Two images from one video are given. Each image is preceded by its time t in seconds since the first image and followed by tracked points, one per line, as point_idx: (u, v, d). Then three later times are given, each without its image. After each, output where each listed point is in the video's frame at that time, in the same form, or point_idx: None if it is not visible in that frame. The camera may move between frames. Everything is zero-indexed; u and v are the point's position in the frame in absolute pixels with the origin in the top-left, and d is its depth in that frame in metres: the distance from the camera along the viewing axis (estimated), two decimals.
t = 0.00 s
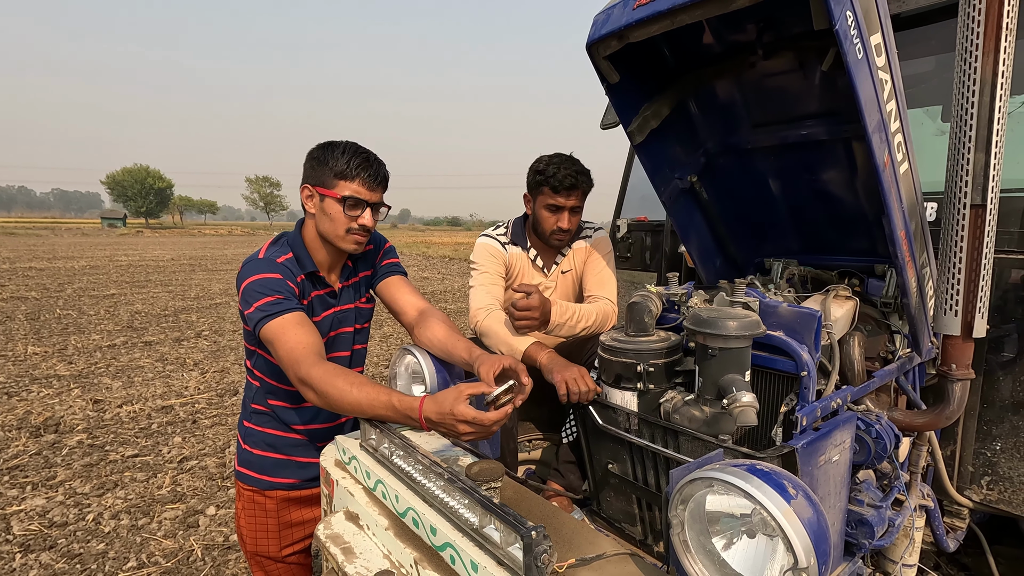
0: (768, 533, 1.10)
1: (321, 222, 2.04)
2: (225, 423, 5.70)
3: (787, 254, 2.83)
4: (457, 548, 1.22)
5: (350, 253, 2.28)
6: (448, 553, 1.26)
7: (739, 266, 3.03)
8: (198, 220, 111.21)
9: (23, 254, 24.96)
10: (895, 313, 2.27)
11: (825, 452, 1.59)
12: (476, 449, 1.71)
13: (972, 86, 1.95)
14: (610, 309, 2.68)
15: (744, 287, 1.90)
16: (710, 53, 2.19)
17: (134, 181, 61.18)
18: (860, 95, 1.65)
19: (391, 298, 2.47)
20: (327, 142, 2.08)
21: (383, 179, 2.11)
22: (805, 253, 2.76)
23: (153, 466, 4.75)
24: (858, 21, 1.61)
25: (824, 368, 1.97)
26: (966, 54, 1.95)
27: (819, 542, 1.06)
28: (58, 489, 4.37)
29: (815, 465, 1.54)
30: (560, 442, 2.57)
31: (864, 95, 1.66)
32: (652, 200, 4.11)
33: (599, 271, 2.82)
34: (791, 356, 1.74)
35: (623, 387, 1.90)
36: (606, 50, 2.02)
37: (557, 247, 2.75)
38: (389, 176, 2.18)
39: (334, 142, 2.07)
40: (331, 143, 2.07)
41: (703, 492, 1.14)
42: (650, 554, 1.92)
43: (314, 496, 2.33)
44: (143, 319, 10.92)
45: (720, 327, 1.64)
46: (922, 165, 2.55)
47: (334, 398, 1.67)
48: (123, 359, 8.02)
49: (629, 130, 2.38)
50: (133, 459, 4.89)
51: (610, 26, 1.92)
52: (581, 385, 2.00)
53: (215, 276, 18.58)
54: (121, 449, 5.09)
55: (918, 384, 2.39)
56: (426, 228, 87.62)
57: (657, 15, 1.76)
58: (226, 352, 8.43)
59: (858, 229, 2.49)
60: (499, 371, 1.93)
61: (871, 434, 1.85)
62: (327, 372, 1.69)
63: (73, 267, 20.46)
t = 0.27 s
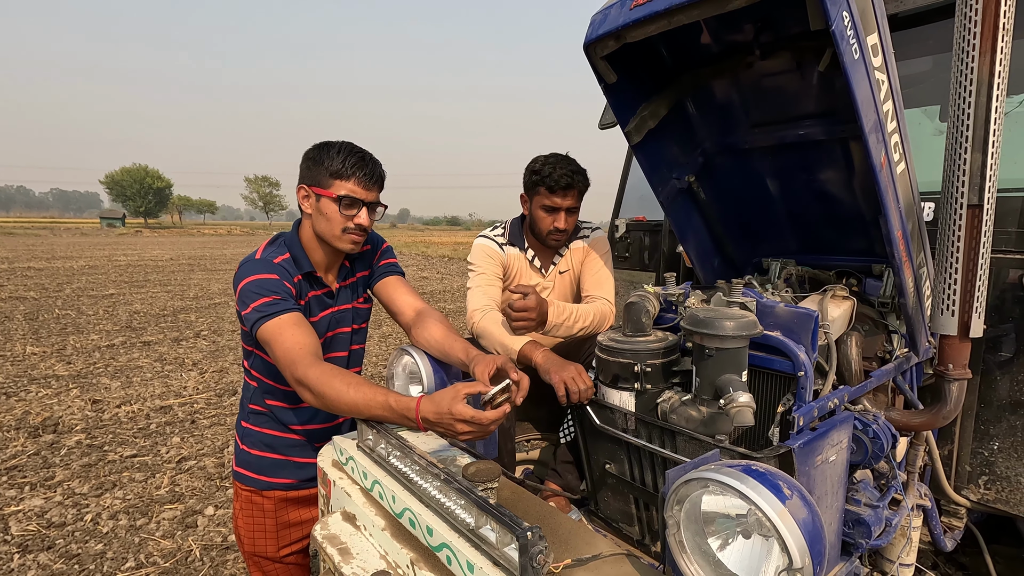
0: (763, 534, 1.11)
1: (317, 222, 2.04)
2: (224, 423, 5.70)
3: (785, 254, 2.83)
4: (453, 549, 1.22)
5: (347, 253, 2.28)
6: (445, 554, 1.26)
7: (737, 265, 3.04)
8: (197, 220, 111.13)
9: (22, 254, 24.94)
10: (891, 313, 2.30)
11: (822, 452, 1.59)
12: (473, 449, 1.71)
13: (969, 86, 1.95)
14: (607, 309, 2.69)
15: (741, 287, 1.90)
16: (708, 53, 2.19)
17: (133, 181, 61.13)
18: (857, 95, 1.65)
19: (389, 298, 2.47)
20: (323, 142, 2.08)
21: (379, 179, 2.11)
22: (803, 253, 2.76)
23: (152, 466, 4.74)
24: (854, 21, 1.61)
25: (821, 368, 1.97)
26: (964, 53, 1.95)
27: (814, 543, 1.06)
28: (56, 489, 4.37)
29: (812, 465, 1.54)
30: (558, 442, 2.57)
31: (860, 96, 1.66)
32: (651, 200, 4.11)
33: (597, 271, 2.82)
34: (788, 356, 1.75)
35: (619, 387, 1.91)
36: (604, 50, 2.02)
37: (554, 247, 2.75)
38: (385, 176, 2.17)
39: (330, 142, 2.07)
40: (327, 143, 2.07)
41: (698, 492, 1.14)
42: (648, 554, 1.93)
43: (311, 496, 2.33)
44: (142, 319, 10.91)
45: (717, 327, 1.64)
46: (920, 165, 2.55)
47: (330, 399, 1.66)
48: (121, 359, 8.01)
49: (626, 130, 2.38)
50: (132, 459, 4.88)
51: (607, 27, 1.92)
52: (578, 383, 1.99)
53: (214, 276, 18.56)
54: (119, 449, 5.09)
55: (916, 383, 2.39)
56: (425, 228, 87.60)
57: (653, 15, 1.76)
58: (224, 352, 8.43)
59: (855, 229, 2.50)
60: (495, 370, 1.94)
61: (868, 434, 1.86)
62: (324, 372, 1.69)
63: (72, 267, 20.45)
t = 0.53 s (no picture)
0: (760, 535, 1.11)
1: (314, 222, 2.04)
2: (223, 423, 5.69)
3: (783, 254, 2.83)
4: (450, 550, 1.22)
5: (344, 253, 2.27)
6: (442, 555, 1.26)
7: (735, 266, 3.04)
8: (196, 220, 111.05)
9: (21, 253, 24.94)
10: (890, 313, 2.28)
11: (820, 453, 1.59)
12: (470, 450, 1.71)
13: (966, 87, 1.95)
14: (605, 309, 2.68)
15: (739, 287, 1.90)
16: (706, 53, 2.18)
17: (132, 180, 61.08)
18: (854, 95, 1.65)
19: (386, 299, 2.46)
20: (319, 143, 2.08)
21: (376, 179, 2.10)
22: (801, 253, 2.76)
23: (151, 467, 4.74)
24: (851, 22, 1.61)
25: (819, 369, 1.98)
26: (961, 54, 1.95)
27: (810, 544, 1.06)
28: (55, 489, 4.37)
29: (809, 465, 1.54)
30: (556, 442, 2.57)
31: (858, 97, 1.66)
32: (649, 200, 4.11)
33: (595, 271, 2.81)
34: (786, 356, 1.75)
35: (617, 387, 1.91)
36: (601, 51, 2.02)
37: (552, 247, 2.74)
38: (382, 176, 2.17)
39: (326, 142, 2.06)
40: (323, 143, 2.07)
41: (695, 494, 1.14)
42: (646, 554, 1.93)
43: (309, 496, 2.32)
44: (141, 319, 10.90)
45: (714, 328, 1.63)
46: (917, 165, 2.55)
47: (328, 400, 1.66)
48: (120, 359, 8.00)
49: (624, 130, 2.37)
50: (131, 460, 4.88)
51: (605, 27, 1.91)
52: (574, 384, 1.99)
53: (213, 275, 18.55)
54: (118, 449, 5.08)
55: (914, 383, 2.39)
56: (424, 228, 87.58)
57: (651, 15, 1.76)
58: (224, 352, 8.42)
59: (853, 230, 2.50)
60: (491, 372, 1.94)
61: (866, 434, 1.85)
62: (321, 374, 1.69)
63: (71, 266, 20.43)
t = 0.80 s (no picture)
0: (762, 537, 1.10)
1: (311, 221, 2.02)
2: (222, 423, 5.68)
3: (783, 254, 2.82)
4: (449, 552, 1.22)
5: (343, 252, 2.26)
6: (441, 557, 1.25)
7: (736, 265, 3.03)
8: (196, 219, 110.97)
9: (20, 253, 24.90)
10: (891, 313, 2.28)
11: (821, 453, 1.58)
12: (470, 451, 1.70)
13: (968, 85, 1.94)
14: (605, 309, 2.68)
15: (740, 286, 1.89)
16: (706, 52, 2.17)
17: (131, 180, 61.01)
18: (856, 94, 1.64)
19: (386, 298, 2.45)
20: (317, 142, 2.07)
21: (374, 178, 2.09)
22: (801, 253, 2.76)
23: (149, 467, 4.73)
24: (853, 20, 1.60)
25: (820, 368, 1.97)
26: (963, 53, 1.94)
27: (813, 546, 1.05)
28: (53, 490, 4.35)
29: (811, 466, 1.53)
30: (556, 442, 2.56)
31: (859, 96, 1.65)
32: (649, 199, 4.10)
33: (595, 271, 2.81)
34: (787, 356, 1.74)
35: (618, 387, 1.90)
36: (601, 50, 2.01)
37: (551, 247, 2.73)
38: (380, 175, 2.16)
39: (324, 141, 2.06)
40: (321, 142, 2.06)
41: (697, 495, 1.13)
42: (646, 555, 1.92)
43: (308, 497, 2.32)
44: (140, 319, 10.89)
45: (715, 328, 1.63)
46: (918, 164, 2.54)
47: (326, 401, 1.65)
48: (119, 359, 7.98)
49: (625, 129, 2.36)
50: (129, 460, 4.87)
51: (605, 25, 1.90)
52: (575, 384, 1.98)
53: (213, 275, 18.53)
54: (117, 449, 5.07)
55: (914, 383, 2.39)
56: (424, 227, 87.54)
57: (651, 14, 1.75)
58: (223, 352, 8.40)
59: (854, 229, 2.49)
60: (493, 371, 1.92)
61: (868, 434, 1.85)
62: (319, 374, 1.68)
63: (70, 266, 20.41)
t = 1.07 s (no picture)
0: (764, 535, 1.09)
1: (310, 219, 2.02)
2: (221, 422, 5.67)
3: (783, 252, 2.82)
4: (450, 551, 1.21)
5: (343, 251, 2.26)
6: (441, 556, 1.24)
7: (736, 263, 3.02)
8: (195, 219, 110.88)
9: (19, 253, 24.86)
10: (891, 311, 2.29)
11: (822, 452, 1.57)
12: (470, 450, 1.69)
13: (969, 83, 1.93)
14: (605, 308, 2.67)
15: (741, 284, 1.89)
16: (707, 49, 2.16)
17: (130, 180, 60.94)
18: (857, 91, 1.63)
19: (385, 297, 2.45)
20: (316, 140, 2.06)
21: (373, 176, 2.09)
22: (801, 251, 2.75)
23: (148, 466, 4.72)
24: (854, 16, 1.59)
25: (821, 367, 1.96)
26: (964, 50, 1.93)
27: (816, 545, 1.05)
28: (52, 490, 4.34)
29: (812, 464, 1.52)
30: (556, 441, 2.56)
31: (860, 93, 1.64)
32: (649, 199, 4.10)
33: (596, 269, 2.80)
34: (788, 354, 1.73)
35: (618, 386, 1.89)
36: (601, 47, 2.00)
37: (551, 246, 2.73)
38: (379, 173, 2.15)
39: (322, 138, 2.05)
40: (320, 140, 2.06)
41: (699, 493, 1.13)
42: (647, 554, 1.91)
43: (308, 496, 2.31)
44: (139, 318, 10.87)
45: (717, 326, 1.62)
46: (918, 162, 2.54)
47: (326, 399, 1.65)
48: (118, 359, 7.96)
49: (625, 127, 2.36)
50: (128, 459, 4.86)
51: (605, 23, 1.90)
52: (575, 381, 1.97)
53: (212, 275, 18.51)
54: (116, 449, 5.06)
55: (915, 382, 2.38)
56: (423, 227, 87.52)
57: (651, 11, 1.74)
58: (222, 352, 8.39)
59: (854, 227, 2.48)
60: (494, 368, 1.91)
61: (868, 433, 1.84)
62: (319, 373, 1.67)
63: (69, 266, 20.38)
